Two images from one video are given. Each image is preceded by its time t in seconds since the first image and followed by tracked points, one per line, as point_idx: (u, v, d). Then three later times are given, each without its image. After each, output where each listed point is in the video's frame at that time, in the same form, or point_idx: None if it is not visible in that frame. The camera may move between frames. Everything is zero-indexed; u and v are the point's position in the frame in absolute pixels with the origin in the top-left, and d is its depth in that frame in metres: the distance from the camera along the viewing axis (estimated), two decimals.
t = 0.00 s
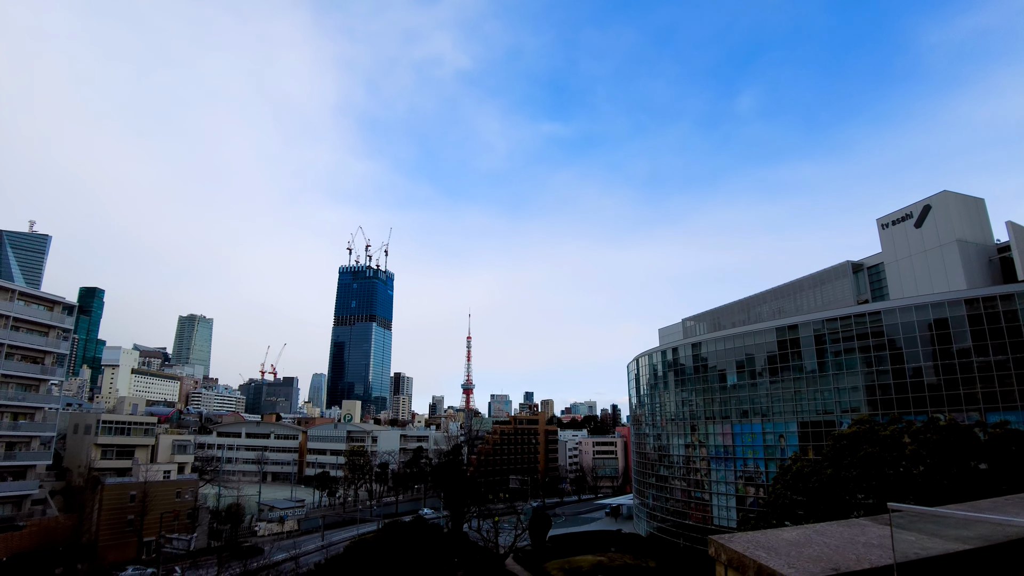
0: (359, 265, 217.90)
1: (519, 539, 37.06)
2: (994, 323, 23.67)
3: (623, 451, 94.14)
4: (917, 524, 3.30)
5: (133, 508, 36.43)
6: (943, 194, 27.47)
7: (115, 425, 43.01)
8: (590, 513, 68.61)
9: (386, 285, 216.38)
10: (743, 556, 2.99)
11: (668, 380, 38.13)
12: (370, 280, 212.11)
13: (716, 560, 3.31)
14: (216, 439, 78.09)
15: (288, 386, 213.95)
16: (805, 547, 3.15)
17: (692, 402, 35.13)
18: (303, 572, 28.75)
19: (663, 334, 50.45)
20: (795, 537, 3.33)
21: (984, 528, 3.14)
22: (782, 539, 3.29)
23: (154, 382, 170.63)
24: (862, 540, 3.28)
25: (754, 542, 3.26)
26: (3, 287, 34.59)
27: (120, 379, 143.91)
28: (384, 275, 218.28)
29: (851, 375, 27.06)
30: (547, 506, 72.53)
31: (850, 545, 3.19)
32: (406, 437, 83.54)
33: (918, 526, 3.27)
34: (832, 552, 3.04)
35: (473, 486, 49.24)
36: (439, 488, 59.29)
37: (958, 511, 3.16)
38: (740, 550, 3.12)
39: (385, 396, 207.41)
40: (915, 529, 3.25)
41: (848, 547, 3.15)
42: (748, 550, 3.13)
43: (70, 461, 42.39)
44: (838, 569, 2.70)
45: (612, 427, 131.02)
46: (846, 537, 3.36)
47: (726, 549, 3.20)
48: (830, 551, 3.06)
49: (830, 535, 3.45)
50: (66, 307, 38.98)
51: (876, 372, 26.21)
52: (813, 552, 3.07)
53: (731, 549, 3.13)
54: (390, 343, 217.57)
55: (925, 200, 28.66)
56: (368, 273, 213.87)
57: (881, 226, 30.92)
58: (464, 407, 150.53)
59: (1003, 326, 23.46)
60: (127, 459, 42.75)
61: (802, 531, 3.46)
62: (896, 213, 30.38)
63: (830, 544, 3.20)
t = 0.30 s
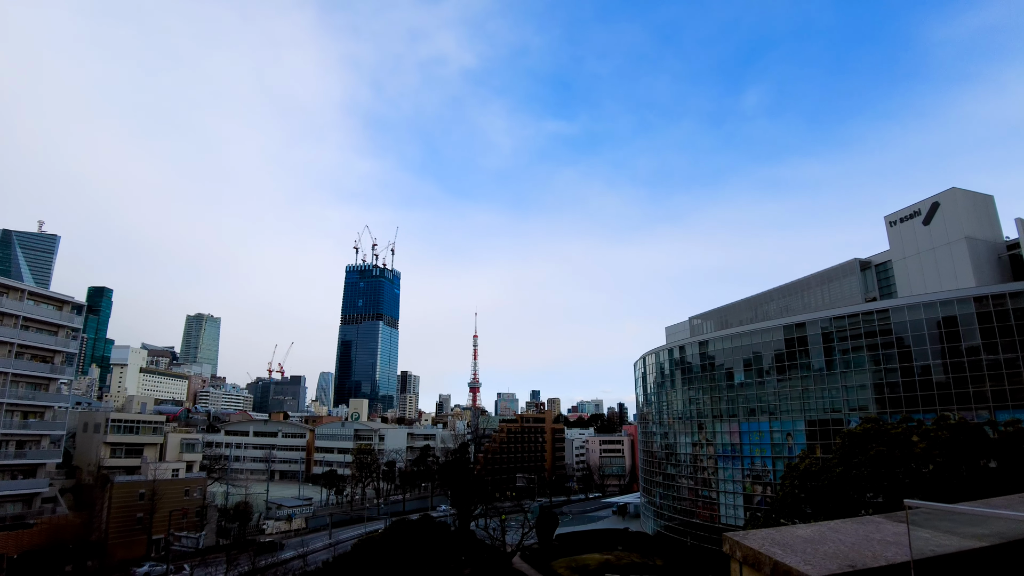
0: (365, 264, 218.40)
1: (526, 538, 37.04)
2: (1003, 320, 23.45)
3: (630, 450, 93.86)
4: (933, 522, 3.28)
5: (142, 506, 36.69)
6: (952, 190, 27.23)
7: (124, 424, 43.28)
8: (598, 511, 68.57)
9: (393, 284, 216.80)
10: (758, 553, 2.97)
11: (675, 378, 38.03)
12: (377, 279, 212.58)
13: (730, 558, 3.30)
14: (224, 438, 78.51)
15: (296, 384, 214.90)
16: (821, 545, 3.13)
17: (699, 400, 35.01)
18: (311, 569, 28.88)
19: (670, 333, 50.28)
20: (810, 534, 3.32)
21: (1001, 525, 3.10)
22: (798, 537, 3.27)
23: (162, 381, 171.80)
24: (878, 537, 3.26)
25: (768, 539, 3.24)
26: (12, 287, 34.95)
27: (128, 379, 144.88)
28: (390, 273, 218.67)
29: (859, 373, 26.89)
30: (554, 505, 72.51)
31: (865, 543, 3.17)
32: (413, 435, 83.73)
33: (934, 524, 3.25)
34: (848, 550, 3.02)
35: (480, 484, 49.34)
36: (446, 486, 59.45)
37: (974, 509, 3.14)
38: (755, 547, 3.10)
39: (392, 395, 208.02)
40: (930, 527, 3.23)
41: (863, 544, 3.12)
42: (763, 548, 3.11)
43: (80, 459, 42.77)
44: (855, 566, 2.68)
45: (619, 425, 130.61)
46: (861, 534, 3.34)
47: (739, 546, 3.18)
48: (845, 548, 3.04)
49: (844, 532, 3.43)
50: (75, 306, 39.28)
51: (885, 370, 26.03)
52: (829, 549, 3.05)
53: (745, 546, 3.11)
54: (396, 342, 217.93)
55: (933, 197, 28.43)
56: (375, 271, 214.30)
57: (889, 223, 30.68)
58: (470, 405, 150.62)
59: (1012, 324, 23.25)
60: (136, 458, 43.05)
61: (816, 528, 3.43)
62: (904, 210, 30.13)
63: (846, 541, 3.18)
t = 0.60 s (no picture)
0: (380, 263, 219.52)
1: (542, 537, 37.16)
2: None
3: (646, 448, 93.26)
4: (968, 521, 3.32)
5: (161, 504, 37.52)
6: (971, 185, 26.82)
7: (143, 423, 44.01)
8: (614, 510, 68.41)
9: (407, 283, 217.82)
10: (790, 550, 3.08)
11: (691, 376, 37.87)
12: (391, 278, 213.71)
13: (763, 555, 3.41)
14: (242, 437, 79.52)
15: (312, 382, 216.98)
16: (852, 542, 3.22)
17: (715, 399, 34.83)
18: (327, 567, 29.25)
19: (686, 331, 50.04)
20: (841, 531, 3.40)
21: None
22: (830, 534, 3.35)
23: (180, 380, 174.50)
24: (910, 535, 3.32)
25: (799, 536, 3.34)
26: (33, 288, 35.93)
27: (148, 378, 147.34)
28: (405, 272, 219.68)
29: (877, 370, 26.60)
30: (570, 503, 72.52)
31: (898, 541, 3.24)
32: (429, 434, 84.24)
33: (968, 522, 3.30)
34: (881, 548, 3.09)
35: (495, 483, 49.59)
36: (462, 485, 59.80)
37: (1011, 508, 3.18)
38: (786, 545, 3.22)
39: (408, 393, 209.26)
40: (965, 525, 3.29)
41: (896, 543, 3.20)
42: (795, 545, 3.22)
43: (101, 457, 43.68)
44: (888, 563, 2.77)
45: (634, 424, 129.94)
46: (894, 532, 3.40)
47: (770, 543, 3.30)
48: (878, 545, 3.12)
49: (876, 530, 3.49)
50: (95, 307, 40.04)
51: (903, 368, 25.70)
52: (861, 545, 3.13)
53: (776, 543, 3.23)
54: (411, 341, 219.03)
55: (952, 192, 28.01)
56: (390, 271, 215.47)
57: (907, 219, 30.26)
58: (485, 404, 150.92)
59: None
60: (156, 456, 43.79)
61: (846, 527, 3.52)
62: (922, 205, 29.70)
63: (878, 539, 3.24)
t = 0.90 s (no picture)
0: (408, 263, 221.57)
1: (572, 535, 37.12)
2: None
3: (676, 447, 92.21)
4: None
5: (197, 502, 38.52)
6: (1009, 175, 25.94)
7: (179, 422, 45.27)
8: (645, 510, 66.95)
9: (435, 283, 219.44)
10: (845, 549, 3.24)
11: (722, 374, 37.41)
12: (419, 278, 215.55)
13: (817, 553, 3.56)
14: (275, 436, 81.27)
15: (343, 381, 220.34)
16: (905, 541, 3.33)
17: (747, 397, 34.35)
18: (357, 565, 29.84)
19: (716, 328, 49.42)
20: (896, 530, 3.52)
21: None
22: (884, 533, 3.48)
23: (214, 381, 178.96)
24: (964, 534, 3.43)
25: (853, 535, 3.49)
26: (72, 292, 37.53)
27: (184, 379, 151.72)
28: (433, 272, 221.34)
29: (913, 367, 25.92)
30: (600, 502, 72.22)
31: (952, 540, 3.35)
32: (458, 432, 84.91)
33: None
34: (936, 547, 3.20)
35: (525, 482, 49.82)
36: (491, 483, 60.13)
37: None
38: (838, 544, 3.39)
39: (437, 392, 211.04)
40: None
41: (950, 542, 3.30)
42: (851, 544, 3.36)
43: (139, 455, 45.23)
44: (946, 563, 2.88)
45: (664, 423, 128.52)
46: (948, 531, 3.50)
47: (823, 542, 3.48)
48: (933, 545, 3.23)
49: (930, 529, 3.60)
50: (131, 309, 41.53)
51: (941, 364, 24.96)
52: (915, 544, 3.25)
53: (829, 542, 3.41)
54: (440, 340, 220.71)
55: (989, 183, 27.14)
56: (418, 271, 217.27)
57: (942, 211, 29.42)
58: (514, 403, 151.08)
59: None
60: (191, 454, 45.08)
61: (900, 526, 3.62)
62: (958, 197, 28.83)
63: (932, 538, 3.34)
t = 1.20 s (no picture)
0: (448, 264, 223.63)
1: (617, 535, 36.90)
2: None
3: (722, 446, 89.91)
4: None
5: (247, 500, 39.87)
6: None
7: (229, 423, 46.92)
8: (691, 510, 65.78)
9: (475, 283, 220.90)
10: (916, 551, 3.21)
11: (768, 372, 36.53)
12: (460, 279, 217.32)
13: (886, 554, 3.54)
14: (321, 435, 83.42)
15: (388, 381, 225.84)
16: (980, 542, 3.28)
17: (794, 394, 33.47)
18: (404, 563, 30.56)
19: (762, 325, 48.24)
20: (967, 531, 3.46)
21: None
22: (956, 534, 3.42)
23: (263, 382, 184.99)
24: None
25: (923, 535, 3.44)
26: (126, 298, 39.47)
27: (234, 380, 157.41)
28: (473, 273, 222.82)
29: (968, 362, 24.85)
30: (645, 502, 71.48)
31: None
32: (501, 431, 85.50)
33: None
34: (1010, 548, 3.14)
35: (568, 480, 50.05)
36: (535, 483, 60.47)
37: None
38: (911, 545, 3.36)
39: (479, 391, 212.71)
40: None
41: None
42: (921, 545, 3.33)
43: (191, 455, 47.24)
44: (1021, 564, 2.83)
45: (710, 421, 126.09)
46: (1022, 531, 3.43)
47: (895, 544, 3.46)
48: (1008, 546, 3.16)
49: (1003, 529, 3.52)
50: (181, 313, 43.43)
51: (998, 359, 23.99)
52: (989, 547, 3.19)
53: (900, 543, 3.38)
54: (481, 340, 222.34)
55: None
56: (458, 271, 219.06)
57: (997, 199, 27.97)
58: (556, 402, 150.85)
59: None
60: (241, 454, 46.81)
61: (973, 527, 3.54)
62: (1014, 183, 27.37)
63: (1007, 539, 3.27)
